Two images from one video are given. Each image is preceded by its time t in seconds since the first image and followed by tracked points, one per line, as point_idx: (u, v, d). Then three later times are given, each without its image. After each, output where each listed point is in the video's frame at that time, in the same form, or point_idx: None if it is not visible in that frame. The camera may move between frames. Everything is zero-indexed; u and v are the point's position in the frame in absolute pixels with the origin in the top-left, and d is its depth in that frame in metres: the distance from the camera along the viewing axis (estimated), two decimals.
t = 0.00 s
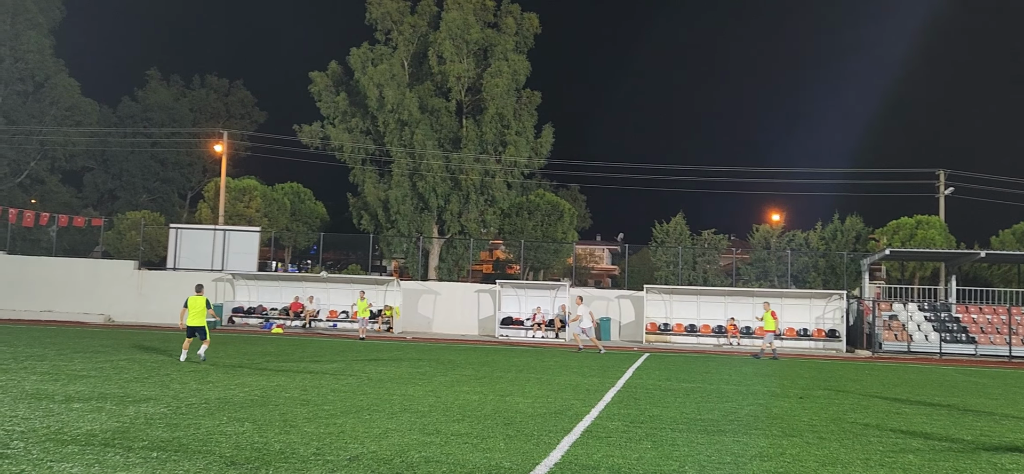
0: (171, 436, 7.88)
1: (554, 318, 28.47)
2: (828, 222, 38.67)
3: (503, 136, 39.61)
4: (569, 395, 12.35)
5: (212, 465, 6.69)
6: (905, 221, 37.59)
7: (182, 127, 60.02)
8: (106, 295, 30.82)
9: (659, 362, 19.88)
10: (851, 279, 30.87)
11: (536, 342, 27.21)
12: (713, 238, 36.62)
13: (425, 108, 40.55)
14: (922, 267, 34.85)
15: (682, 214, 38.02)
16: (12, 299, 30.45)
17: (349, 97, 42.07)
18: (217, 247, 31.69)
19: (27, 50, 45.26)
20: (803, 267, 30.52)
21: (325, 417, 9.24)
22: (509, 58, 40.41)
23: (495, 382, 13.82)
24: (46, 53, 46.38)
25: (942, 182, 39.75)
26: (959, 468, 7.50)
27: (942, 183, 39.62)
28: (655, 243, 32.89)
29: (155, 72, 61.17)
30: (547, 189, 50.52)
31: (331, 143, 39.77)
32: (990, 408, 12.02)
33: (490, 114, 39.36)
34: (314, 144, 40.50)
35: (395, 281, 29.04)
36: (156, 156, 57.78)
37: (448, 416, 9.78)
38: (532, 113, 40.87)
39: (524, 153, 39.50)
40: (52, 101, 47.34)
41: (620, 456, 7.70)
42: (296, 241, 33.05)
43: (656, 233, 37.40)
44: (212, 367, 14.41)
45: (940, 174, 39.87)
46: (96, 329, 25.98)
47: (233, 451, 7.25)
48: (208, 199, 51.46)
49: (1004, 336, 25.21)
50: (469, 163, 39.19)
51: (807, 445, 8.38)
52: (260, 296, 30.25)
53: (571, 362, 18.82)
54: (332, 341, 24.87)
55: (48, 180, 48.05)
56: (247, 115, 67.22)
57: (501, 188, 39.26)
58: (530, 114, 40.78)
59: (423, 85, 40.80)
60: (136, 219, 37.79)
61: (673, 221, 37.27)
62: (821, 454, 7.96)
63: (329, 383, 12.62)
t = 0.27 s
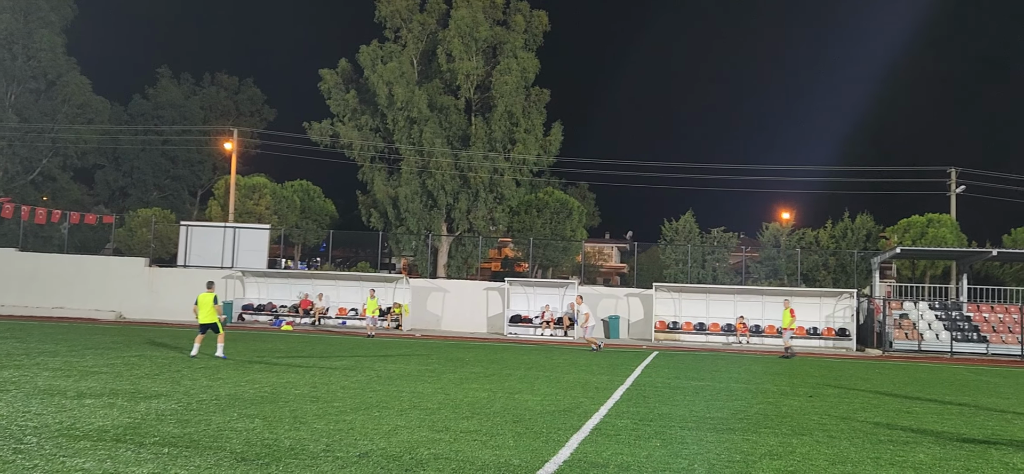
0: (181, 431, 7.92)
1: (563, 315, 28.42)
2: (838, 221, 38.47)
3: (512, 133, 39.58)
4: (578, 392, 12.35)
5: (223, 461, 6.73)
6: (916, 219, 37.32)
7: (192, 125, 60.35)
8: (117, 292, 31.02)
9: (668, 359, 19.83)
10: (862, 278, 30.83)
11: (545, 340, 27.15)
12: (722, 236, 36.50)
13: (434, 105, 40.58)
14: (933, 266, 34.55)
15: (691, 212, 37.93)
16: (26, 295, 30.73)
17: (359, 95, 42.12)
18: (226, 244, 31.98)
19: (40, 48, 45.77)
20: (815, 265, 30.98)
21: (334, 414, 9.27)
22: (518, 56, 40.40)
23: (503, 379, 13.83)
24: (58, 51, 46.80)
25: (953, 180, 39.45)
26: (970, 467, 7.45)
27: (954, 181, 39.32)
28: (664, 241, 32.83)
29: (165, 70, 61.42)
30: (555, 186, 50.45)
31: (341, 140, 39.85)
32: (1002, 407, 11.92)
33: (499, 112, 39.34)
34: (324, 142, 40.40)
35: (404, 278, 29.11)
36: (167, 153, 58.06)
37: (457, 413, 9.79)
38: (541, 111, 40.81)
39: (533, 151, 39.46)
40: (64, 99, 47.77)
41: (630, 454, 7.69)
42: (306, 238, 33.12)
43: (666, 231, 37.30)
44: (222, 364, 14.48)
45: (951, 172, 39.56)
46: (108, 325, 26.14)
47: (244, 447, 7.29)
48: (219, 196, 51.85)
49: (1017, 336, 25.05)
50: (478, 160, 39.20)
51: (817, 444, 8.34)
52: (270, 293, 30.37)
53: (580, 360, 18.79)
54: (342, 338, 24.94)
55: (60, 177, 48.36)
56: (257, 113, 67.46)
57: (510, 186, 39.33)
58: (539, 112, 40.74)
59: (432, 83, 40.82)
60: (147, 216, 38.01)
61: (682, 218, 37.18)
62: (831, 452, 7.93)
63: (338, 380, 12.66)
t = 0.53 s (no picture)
0: (191, 428, 7.97)
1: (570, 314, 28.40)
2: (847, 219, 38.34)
3: (520, 132, 39.57)
4: (585, 390, 12.35)
5: (232, 457, 6.77)
6: (924, 218, 37.11)
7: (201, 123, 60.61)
8: (126, 289, 31.19)
9: (675, 358, 19.79)
10: (871, 277, 30.78)
11: (552, 338, 27.17)
12: (730, 235, 36.42)
13: (441, 104, 40.61)
14: (942, 265, 34.34)
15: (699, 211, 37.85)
16: (36, 292, 30.92)
17: (367, 93, 42.17)
18: (235, 241, 32.07)
19: (51, 46, 46.10)
20: (824, 264, 30.86)
21: (342, 411, 9.30)
22: (526, 54, 40.38)
23: (511, 377, 13.83)
24: (68, 49, 47.10)
25: (963, 179, 39.22)
26: (980, 466, 7.42)
27: (964, 179, 39.07)
28: (672, 240, 32.79)
29: (174, 68, 61.65)
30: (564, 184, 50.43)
31: (349, 138, 39.92)
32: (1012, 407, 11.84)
33: (506, 110, 39.33)
34: (332, 139, 40.51)
35: (412, 276, 29.15)
36: (176, 151, 58.33)
37: (465, 410, 9.81)
38: (549, 109, 40.77)
39: (541, 149, 39.41)
40: (74, 97, 48.07)
41: (637, 452, 7.69)
42: (314, 236, 33.20)
43: (673, 229, 37.24)
44: (230, 361, 14.53)
45: (961, 171, 39.32)
46: (118, 322, 26.33)
47: (253, 443, 7.32)
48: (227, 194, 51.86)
49: None
50: (486, 158, 39.20)
51: (825, 443, 8.32)
52: (278, 291, 30.47)
53: (587, 358, 18.79)
54: (350, 336, 25.02)
55: (70, 175, 48.60)
56: (265, 111, 67.67)
57: (517, 184, 39.38)
58: (546, 110, 40.70)
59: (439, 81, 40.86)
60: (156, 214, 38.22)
61: (690, 217, 37.11)
62: (840, 451, 7.90)
63: (346, 378, 12.70)
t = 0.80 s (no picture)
0: (197, 425, 8.01)
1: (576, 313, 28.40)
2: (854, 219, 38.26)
3: (526, 131, 39.54)
4: (590, 389, 12.35)
5: (239, 454, 6.80)
6: (931, 217, 36.93)
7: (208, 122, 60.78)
8: (133, 288, 31.32)
9: (681, 358, 19.77)
10: (877, 277, 30.66)
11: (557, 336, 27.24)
12: (736, 235, 36.36)
13: (447, 103, 40.63)
14: (949, 264, 34.23)
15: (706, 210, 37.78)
16: (43, 290, 31.06)
17: (373, 92, 42.21)
18: (241, 240, 32.17)
19: (59, 45, 46.32)
20: (830, 264, 30.43)
21: (348, 409, 9.33)
22: (532, 53, 40.35)
23: (516, 376, 13.85)
24: (76, 48, 47.31)
25: (970, 179, 39.03)
26: (986, 467, 7.40)
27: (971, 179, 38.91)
28: (678, 240, 32.77)
29: (181, 67, 61.85)
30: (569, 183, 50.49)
31: (355, 137, 39.97)
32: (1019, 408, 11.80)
33: (512, 109, 39.33)
34: (338, 138, 40.60)
35: (417, 275, 29.16)
36: (183, 150, 58.56)
37: (471, 409, 9.83)
38: (555, 108, 40.75)
39: (547, 148, 39.37)
40: (82, 96, 48.25)
41: (643, 451, 7.70)
42: (320, 235, 33.25)
43: (679, 229, 37.18)
44: (236, 359, 14.59)
45: (969, 170, 39.13)
46: (125, 320, 26.47)
47: (259, 441, 7.35)
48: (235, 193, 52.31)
49: None
50: (492, 158, 39.20)
51: (832, 443, 8.31)
52: (284, 289, 30.52)
53: (592, 357, 18.79)
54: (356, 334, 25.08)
55: (77, 174, 48.75)
56: (272, 110, 67.84)
57: (523, 184, 39.32)
58: (552, 109, 40.66)
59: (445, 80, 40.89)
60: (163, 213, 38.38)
61: (696, 217, 37.03)
62: (846, 451, 7.89)
63: (352, 376, 12.73)
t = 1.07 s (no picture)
0: (202, 425, 8.02)
1: (580, 313, 28.38)
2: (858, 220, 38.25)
3: (530, 131, 39.53)
4: (594, 390, 12.35)
5: (243, 454, 6.81)
6: (936, 218, 36.82)
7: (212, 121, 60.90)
8: (138, 287, 31.38)
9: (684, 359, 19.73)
10: (882, 278, 30.53)
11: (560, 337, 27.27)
12: (741, 235, 36.30)
13: (451, 103, 40.64)
14: (953, 266, 34.17)
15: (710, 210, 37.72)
16: (48, 289, 31.15)
17: (377, 92, 42.23)
18: (245, 239, 32.26)
19: (64, 45, 46.47)
20: (834, 264, 30.76)
21: (352, 409, 9.34)
22: (537, 53, 40.32)
23: (520, 376, 13.85)
24: (82, 47, 47.47)
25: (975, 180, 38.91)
26: (991, 468, 7.38)
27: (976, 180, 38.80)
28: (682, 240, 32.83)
29: (186, 67, 61.97)
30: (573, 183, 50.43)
31: (359, 137, 40.01)
32: None
33: (516, 109, 39.31)
34: (342, 138, 40.63)
35: (421, 274, 29.15)
36: (187, 149, 58.71)
37: (474, 409, 9.83)
38: (559, 108, 40.71)
39: (551, 148, 39.33)
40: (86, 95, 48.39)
41: (646, 451, 7.70)
42: (323, 235, 33.25)
43: (684, 229, 37.14)
44: (240, 358, 14.60)
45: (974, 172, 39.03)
46: (129, 319, 26.55)
47: (262, 441, 7.36)
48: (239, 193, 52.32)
49: None
50: (496, 158, 39.18)
51: (835, 444, 8.29)
52: (288, 289, 30.54)
53: (596, 358, 18.79)
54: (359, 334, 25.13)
55: (82, 173, 48.89)
56: (276, 109, 67.91)
57: (527, 184, 39.29)
58: (557, 109, 40.61)
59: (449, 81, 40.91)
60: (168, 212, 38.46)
61: (700, 217, 37.00)
62: (850, 453, 7.87)
63: (355, 376, 12.74)
